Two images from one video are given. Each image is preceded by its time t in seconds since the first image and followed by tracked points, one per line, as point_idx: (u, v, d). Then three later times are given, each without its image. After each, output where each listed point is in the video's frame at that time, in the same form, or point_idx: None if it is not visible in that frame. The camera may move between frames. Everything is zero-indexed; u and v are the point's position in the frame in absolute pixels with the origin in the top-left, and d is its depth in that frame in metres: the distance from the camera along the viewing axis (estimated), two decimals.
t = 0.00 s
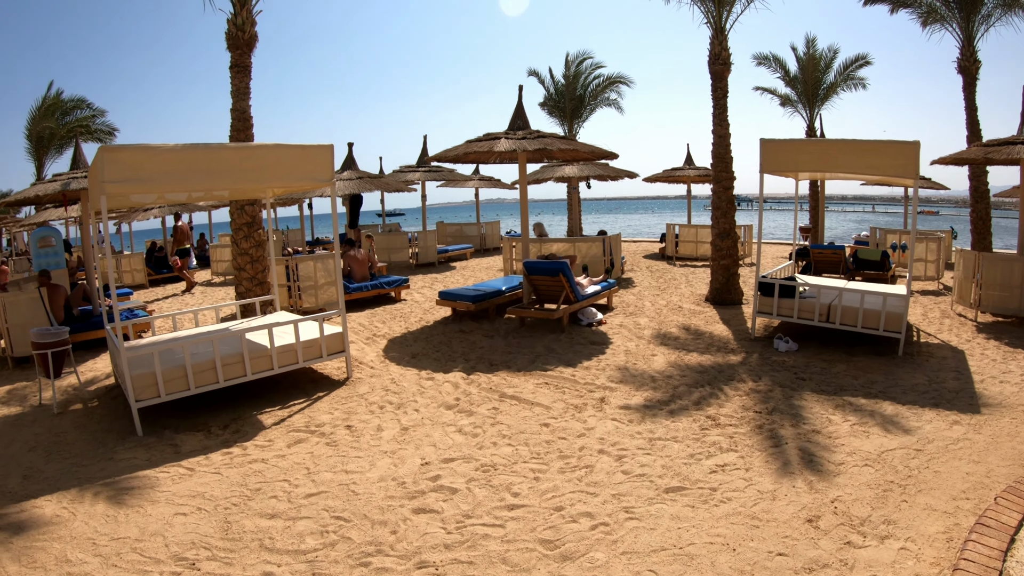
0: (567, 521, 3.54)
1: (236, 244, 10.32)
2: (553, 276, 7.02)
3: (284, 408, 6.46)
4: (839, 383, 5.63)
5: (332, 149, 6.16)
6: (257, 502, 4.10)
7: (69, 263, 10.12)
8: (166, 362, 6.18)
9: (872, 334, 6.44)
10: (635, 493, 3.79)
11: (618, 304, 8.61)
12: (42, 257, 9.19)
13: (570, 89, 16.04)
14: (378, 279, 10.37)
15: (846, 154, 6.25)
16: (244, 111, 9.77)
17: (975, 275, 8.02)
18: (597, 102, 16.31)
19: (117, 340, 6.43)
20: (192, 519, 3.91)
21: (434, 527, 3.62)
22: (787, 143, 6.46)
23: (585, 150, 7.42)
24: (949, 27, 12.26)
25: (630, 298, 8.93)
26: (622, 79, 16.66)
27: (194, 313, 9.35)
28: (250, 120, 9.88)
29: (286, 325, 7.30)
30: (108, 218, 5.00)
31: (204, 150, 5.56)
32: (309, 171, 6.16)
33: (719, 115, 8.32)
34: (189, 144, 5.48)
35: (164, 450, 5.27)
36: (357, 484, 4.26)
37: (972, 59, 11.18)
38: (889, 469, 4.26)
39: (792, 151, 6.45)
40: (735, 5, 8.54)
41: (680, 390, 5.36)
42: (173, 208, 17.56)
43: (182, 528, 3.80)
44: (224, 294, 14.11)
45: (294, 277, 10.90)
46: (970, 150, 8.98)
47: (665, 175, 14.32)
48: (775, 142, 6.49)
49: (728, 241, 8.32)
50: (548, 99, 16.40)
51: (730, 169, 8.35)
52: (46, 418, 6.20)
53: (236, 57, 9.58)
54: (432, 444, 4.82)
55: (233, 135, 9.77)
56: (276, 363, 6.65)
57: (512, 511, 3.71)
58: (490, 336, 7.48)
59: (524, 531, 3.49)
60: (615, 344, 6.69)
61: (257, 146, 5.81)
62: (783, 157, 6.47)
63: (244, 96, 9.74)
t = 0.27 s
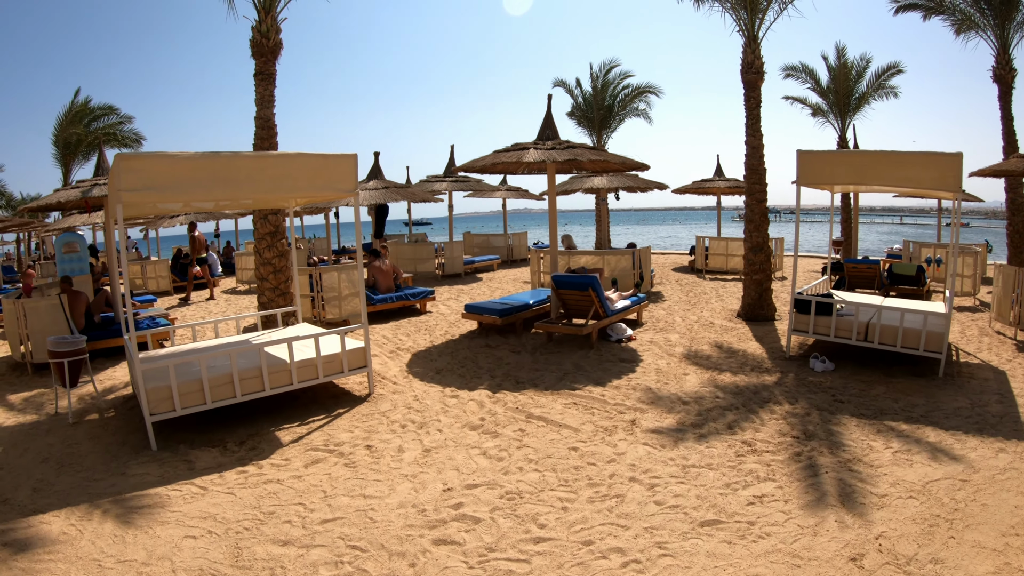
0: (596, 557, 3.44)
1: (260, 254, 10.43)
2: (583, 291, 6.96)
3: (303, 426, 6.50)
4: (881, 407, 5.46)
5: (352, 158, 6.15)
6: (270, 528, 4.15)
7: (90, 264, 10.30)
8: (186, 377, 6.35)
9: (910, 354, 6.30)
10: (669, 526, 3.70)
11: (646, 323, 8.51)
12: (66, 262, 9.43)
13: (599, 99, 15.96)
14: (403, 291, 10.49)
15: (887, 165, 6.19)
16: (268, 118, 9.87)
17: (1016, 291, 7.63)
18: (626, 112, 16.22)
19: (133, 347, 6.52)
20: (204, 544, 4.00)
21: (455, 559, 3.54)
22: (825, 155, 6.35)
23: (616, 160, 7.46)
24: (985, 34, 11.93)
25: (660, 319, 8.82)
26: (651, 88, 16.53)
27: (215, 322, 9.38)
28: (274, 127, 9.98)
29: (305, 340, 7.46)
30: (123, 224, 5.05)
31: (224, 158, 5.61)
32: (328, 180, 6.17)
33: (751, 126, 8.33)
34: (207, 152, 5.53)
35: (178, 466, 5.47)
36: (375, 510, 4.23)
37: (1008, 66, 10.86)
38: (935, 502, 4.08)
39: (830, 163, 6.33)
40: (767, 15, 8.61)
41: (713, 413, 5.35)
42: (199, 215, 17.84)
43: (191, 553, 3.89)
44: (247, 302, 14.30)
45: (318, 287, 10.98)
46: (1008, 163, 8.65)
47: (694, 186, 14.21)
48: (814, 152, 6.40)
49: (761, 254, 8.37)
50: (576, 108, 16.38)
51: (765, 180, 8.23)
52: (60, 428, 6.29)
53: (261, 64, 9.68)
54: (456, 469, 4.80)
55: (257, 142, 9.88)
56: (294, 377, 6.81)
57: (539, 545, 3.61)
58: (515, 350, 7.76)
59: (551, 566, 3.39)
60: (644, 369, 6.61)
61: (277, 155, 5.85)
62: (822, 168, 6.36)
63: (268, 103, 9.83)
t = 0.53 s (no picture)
0: None
1: (258, 257, 10.31)
2: (589, 294, 6.79)
3: (300, 435, 6.34)
4: (898, 413, 5.27)
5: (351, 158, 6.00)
6: (263, 545, 4.01)
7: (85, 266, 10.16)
8: (181, 384, 6.20)
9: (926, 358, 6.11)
10: (686, 543, 3.54)
11: (653, 328, 8.33)
12: (62, 266, 9.35)
13: (602, 101, 15.83)
14: (404, 295, 10.34)
15: (901, 165, 6.03)
16: (267, 119, 9.75)
17: None
18: (630, 114, 16.09)
19: (121, 345, 6.31)
20: (195, 561, 3.87)
21: None
22: (839, 154, 6.20)
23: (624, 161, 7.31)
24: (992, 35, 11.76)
25: (667, 323, 8.63)
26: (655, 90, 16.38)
27: (212, 327, 9.20)
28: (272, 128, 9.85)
29: (302, 346, 7.29)
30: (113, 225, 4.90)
31: (219, 158, 5.47)
32: (327, 181, 6.02)
33: (758, 126, 8.18)
34: (202, 151, 5.39)
35: (170, 478, 5.31)
36: (375, 527, 4.07)
37: (1017, 65, 10.71)
38: (961, 513, 3.89)
39: (844, 163, 6.21)
40: (774, 13, 8.48)
41: (725, 420, 5.17)
42: (200, 219, 17.71)
43: (181, 571, 3.76)
44: (247, 307, 14.17)
45: (318, 291, 10.82)
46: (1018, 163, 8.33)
47: (699, 188, 14.02)
48: (825, 152, 6.27)
49: (770, 257, 8.20)
50: (578, 110, 16.25)
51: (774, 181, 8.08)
52: (51, 436, 6.12)
53: (259, 64, 9.57)
54: (462, 482, 4.67)
55: (256, 144, 9.76)
56: (291, 385, 6.65)
57: (549, 563, 3.44)
58: (520, 356, 7.61)
59: None
60: (652, 376, 6.42)
61: (274, 154, 5.71)
62: (834, 168, 6.23)
63: (266, 104, 9.71)
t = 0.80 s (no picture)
0: None
1: (236, 257, 9.98)
2: (578, 292, 6.56)
3: (281, 443, 6.01)
4: (900, 410, 5.13)
5: (333, 151, 5.68)
6: (240, 564, 3.71)
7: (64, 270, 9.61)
8: (153, 391, 5.85)
9: (924, 353, 6.00)
10: (693, 554, 3.33)
11: (644, 326, 8.14)
12: (37, 269, 8.79)
13: (587, 98, 15.64)
14: (387, 295, 10.07)
15: (898, 157, 5.90)
16: (245, 115, 9.39)
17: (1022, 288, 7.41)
18: (615, 111, 15.92)
19: (91, 346, 5.87)
20: None
21: None
22: (834, 146, 6.07)
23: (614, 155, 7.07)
24: (977, 30, 11.80)
25: (657, 321, 8.45)
26: (640, 87, 16.24)
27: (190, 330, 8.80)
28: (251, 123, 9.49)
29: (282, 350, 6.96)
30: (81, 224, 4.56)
31: (193, 151, 5.14)
32: (308, 175, 5.70)
33: (748, 120, 8.04)
34: (175, 144, 5.05)
35: (143, 490, 4.96)
36: (360, 543, 3.80)
37: (1005, 60, 10.74)
38: (975, 513, 3.73)
39: (838, 156, 6.07)
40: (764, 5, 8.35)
41: (724, 420, 4.98)
42: (179, 219, 17.19)
43: None
44: (227, 309, 13.74)
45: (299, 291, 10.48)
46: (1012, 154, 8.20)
47: (685, 185, 13.89)
48: (820, 144, 6.12)
49: (762, 252, 8.07)
50: (564, 107, 16.04)
51: (764, 175, 7.95)
52: (19, 447, 5.74)
53: (237, 58, 9.21)
54: (451, 492, 4.42)
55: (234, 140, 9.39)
56: (270, 391, 6.32)
57: None
58: (509, 356, 7.36)
59: None
60: (646, 375, 6.22)
61: (252, 147, 5.38)
62: (828, 161, 6.10)
63: (245, 99, 9.36)
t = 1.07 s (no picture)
0: None
1: (208, 262, 9.66)
2: (561, 293, 6.35)
3: (255, 457, 5.68)
4: (894, 411, 5.01)
5: (308, 149, 5.35)
6: None
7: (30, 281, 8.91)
8: (118, 405, 5.47)
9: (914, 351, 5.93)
10: (694, 571, 3.13)
11: (627, 327, 7.96)
12: (6, 276, 8.10)
13: (566, 97, 15.49)
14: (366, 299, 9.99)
15: (887, 152, 5.80)
16: (217, 114, 9.00)
17: (1007, 284, 7.44)
18: (594, 109, 15.77)
19: (53, 356, 5.45)
20: None
21: None
22: (823, 141, 5.94)
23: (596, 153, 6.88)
24: (957, 28, 11.91)
25: (641, 321, 8.28)
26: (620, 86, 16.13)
27: (164, 338, 8.40)
28: (223, 123, 9.11)
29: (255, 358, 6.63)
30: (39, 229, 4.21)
31: (157, 150, 4.78)
32: (282, 175, 5.37)
33: (732, 116, 7.91)
34: (138, 143, 4.69)
35: (112, 511, 4.62)
36: (338, 568, 3.53)
37: (984, 57, 10.83)
38: (980, 517, 3.60)
39: (827, 151, 5.96)
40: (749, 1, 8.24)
41: (716, 424, 4.80)
42: (152, 222, 16.65)
43: None
44: (202, 314, 13.28)
45: (274, 296, 10.14)
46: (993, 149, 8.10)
47: (666, 184, 13.81)
48: (808, 139, 6.00)
49: (747, 250, 7.94)
50: (544, 106, 15.88)
51: (748, 172, 7.83)
52: None
53: (208, 55, 8.82)
54: (435, 508, 4.16)
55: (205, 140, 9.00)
56: (243, 402, 5.99)
57: None
58: (491, 361, 7.12)
59: None
60: (633, 378, 6.02)
61: (221, 145, 5.03)
62: (816, 156, 5.99)
63: (217, 97, 8.98)
